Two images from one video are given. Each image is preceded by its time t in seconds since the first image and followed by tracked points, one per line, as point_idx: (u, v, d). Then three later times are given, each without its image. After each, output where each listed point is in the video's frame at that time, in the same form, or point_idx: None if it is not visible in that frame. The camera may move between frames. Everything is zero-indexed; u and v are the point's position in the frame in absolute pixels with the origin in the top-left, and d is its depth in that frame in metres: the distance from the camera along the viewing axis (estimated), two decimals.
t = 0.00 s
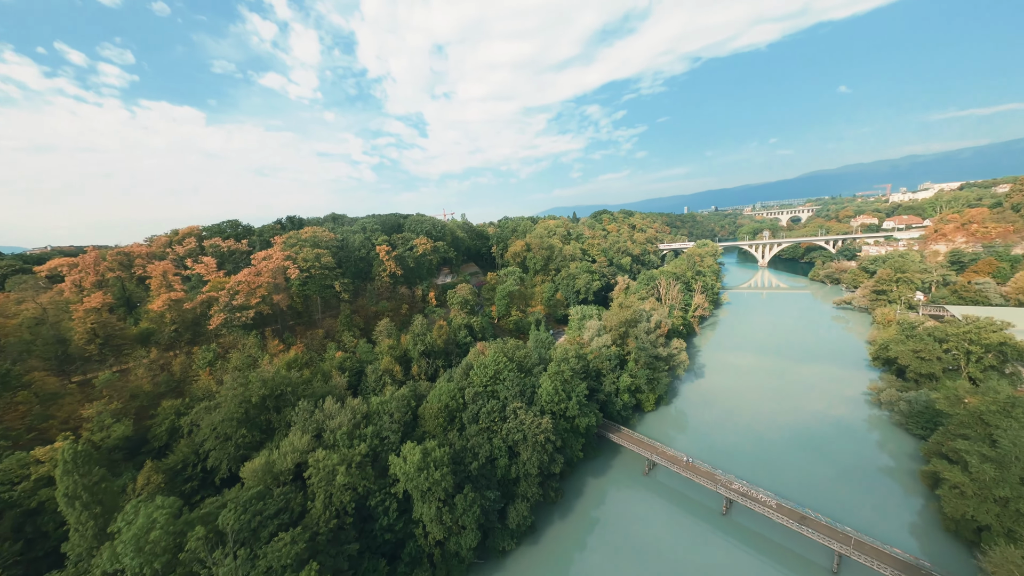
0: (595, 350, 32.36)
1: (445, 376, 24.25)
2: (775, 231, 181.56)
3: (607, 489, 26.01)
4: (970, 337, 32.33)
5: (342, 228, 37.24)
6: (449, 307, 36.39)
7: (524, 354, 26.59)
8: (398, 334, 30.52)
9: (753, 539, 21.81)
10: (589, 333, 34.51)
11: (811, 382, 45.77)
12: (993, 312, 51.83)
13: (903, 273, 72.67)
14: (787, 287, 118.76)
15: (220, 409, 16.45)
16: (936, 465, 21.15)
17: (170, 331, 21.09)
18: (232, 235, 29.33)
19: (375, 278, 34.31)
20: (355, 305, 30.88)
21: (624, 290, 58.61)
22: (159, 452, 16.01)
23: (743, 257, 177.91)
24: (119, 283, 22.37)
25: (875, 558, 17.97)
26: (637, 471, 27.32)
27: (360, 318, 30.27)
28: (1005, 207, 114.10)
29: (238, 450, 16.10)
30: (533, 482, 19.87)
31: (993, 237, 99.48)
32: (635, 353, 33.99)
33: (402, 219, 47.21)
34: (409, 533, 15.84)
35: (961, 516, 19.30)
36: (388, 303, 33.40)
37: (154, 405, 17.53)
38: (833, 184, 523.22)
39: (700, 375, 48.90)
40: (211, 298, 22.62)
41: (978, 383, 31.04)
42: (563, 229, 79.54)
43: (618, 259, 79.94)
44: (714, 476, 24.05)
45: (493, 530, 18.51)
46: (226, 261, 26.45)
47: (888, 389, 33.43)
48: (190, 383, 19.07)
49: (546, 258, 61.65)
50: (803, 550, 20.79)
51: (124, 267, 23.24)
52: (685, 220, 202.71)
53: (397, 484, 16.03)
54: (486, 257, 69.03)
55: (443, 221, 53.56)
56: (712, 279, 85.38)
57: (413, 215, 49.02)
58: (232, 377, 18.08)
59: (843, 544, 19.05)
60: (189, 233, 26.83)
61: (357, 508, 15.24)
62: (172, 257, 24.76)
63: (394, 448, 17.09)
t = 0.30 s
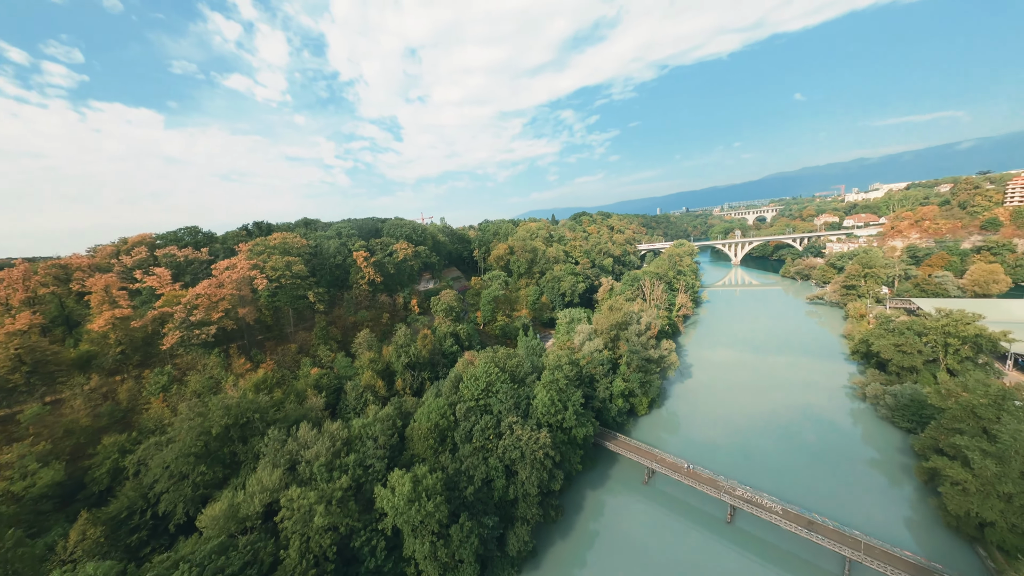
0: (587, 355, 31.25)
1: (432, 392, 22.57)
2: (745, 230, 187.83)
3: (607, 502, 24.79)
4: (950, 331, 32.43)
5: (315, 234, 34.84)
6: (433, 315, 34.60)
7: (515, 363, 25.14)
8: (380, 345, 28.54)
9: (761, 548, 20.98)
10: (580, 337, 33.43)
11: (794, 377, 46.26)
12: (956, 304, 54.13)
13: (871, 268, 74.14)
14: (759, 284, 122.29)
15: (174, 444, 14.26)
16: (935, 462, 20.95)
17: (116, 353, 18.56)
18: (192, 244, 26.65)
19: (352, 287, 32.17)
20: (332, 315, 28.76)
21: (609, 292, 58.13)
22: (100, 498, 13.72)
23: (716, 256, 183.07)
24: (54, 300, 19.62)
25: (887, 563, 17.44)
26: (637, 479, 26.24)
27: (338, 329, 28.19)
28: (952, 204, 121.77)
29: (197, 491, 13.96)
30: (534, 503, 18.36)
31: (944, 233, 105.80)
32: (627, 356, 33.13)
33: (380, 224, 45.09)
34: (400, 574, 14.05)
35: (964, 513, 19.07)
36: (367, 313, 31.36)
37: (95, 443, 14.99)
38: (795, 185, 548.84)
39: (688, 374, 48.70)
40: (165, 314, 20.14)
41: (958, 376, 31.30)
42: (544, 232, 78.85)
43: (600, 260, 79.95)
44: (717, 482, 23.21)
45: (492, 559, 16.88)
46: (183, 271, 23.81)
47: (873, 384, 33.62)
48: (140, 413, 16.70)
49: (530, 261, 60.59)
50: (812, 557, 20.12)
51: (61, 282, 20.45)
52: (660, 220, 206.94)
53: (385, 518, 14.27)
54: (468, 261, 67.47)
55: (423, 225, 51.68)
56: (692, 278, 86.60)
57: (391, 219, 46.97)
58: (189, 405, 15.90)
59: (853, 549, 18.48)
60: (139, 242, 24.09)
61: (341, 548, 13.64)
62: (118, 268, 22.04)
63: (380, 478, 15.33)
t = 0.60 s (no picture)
0: (580, 362, 30.08)
1: (421, 410, 20.90)
2: (719, 231, 193.03)
3: (609, 516, 23.54)
4: (932, 326, 32.13)
5: (287, 239, 32.35)
6: (417, 324, 32.80)
7: (509, 374, 23.66)
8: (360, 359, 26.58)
9: (772, 559, 20.04)
10: (572, 343, 32.22)
11: (780, 373, 46.53)
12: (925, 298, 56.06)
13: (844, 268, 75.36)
14: (736, 283, 125.24)
15: (116, 490, 12.09)
16: (935, 461, 20.62)
17: (49, 382, 16.05)
18: (145, 253, 24.02)
19: (329, 296, 30.04)
20: (308, 329, 26.64)
21: (595, 295, 57.47)
22: (25, 558, 11.49)
23: (694, 256, 187.10)
24: None
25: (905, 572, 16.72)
26: (637, 490, 25.10)
27: (314, 343, 26.10)
28: (909, 203, 128.52)
29: (145, 545, 11.87)
30: (536, 528, 16.86)
31: (903, 231, 111.36)
32: (621, 362, 32.17)
33: (358, 229, 42.82)
34: None
35: (970, 514, 18.67)
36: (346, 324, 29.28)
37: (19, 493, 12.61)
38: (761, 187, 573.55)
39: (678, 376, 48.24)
40: (109, 334, 17.62)
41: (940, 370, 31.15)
42: (528, 234, 77.90)
43: (584, 262, 79.55)
44: (722, 491, 22.23)
45: None
46: (134, 284, 21.20)
47: (859, 380, 33.25)
48: (79, 454, 14.36)
49: (514, 265, 59.29)
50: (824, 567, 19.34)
51: None
52: (637, 222, 210.33)
53: (372, 562, 12.53)
54: (451, 266, 65.68)
55: (404, 229, 49.64)
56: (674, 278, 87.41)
57: (370, 224, 44.76)
58: (139, 441, 13.77)
59: (867, 557, 17.78)
60: (80, 251, 21.31)
61: None
62: (51, 281, 19.23)
63: (365, 515, 13.59)
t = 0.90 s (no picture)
0: (575, 370, 28.81)
1: (409, 430, 19.25)
2: (697, 234, 196.89)
3: (613, 533, 22.21)
4: (920, 324, 31.72)
5: (259, 246, 30.02)
6: (402, 334, 30.91)
7: (503, 387, 22.15)
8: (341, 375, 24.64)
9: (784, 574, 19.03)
10: (566, 351, 30.94)
11: (769, 372, 46.38)
12: (901, 296, 57.34)
13: (819, 267, 76.00)
14: (716, 283, 127.49)
15: (37, 553, 9.99)
16: (940, 464, 20.07)
17: None
18: (94, 263, 21.53)
19: (306, 307, 27.95)
20: (283, 345, 24.70)
21: (584, 299, 56.67)
22: None
23: (675, 258, 190.21)
24: None
25: None
26: (640, 505, 23.82)
27: (289, 359, 24.08)
28: (877, 205, 133.82)
29: None
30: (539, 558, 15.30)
31: (871, 232, 115.77)
32: (616, 368, 31.11)
33: (337, 234, 40.64)
34: None
35: (981, 519, 18.04)
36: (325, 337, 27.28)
37: None
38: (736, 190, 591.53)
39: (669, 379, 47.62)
40: (43, 358, 15.29)
41: (930, 369, 30.66)
42: (514, 238, 76.80)
43: (571, 265, 78.95)
44: (729, 503, 21.21)
45: None
46: (78, 298, 18.74)
47: (851, 379, 32.55)
48: None
49: (501, 269, 57.96)
50: None
51: None
52: (618, 226, 212.67)
53: None
54: (436, 271, 64.00)
55: (386, 234, 47.66)
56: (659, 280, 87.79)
57: (350, 229, 42.61)
58: (73, 488, 11.68)
59: (884, 570, 16.95)
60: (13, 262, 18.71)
61: None
62: None
63: (347, 562, 11.82)
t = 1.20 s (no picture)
0: (572, 381, 27.42)
1: (398, 455, 17.52)
2: (681, 237, 199.50)
3: (619, 553, 20.64)
4: (916, 326, 31.17)
5: (230, 252, 27.76)
6: (388, 345, 29.00)
7: (500, 403, 20.57)
8: (322, 392, 22.71)
9: None
10: (561, 360, 29.55)
11: (762, 374, 45.99)
12: (885, 296, 58.08)
13: (803, 270, 76.61)
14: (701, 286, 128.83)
15: None
16: (955, 473, 19.32)
17: None
18: (37, 273, 19.04)
19: (283, 318, 25.89)
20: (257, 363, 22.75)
21: (574, 304, 55.68)
22: None
23: (660, 261, 192.26)
24: None
25: None
26: (646, 524, 22.21)
27: (262, 377, 22.04)
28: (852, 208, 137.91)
29: None
30: None
31: (848, 234, 118.74)
32: (613, 377, 29.86)
33: (316, 239, 38.47)
34: None
35: (1001, 531, 17.27)
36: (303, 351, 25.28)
37: None
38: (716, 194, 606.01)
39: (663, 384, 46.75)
40: None
41: (926, 370, 30.19)
42: (502, 242, 75.50)
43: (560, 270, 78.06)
44: (740, 521, 20.08)
45: None
46: (15, 312, 16.35)
47: (848, 384, 31.95)
48: None
49: (490, 275, 56.46)
50: None
51: None
52: (603, 229, 213.91)
53: None
54: (422, 277, 62.16)
55: (370, 240, 45.65)
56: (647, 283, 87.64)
57: (331, 233, 40.48)
58: None
59: None
60: None
61: None
62: None
63: None
